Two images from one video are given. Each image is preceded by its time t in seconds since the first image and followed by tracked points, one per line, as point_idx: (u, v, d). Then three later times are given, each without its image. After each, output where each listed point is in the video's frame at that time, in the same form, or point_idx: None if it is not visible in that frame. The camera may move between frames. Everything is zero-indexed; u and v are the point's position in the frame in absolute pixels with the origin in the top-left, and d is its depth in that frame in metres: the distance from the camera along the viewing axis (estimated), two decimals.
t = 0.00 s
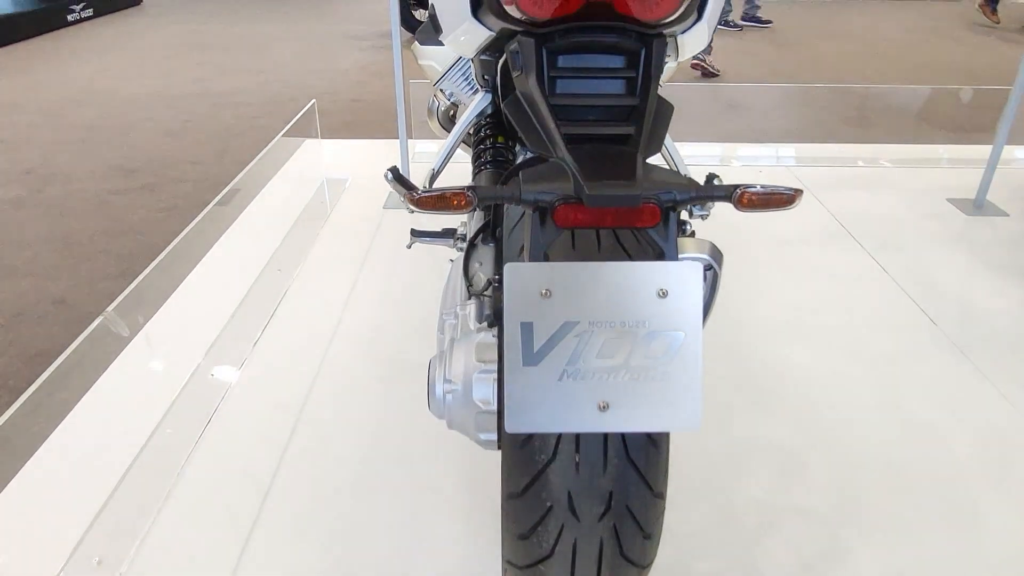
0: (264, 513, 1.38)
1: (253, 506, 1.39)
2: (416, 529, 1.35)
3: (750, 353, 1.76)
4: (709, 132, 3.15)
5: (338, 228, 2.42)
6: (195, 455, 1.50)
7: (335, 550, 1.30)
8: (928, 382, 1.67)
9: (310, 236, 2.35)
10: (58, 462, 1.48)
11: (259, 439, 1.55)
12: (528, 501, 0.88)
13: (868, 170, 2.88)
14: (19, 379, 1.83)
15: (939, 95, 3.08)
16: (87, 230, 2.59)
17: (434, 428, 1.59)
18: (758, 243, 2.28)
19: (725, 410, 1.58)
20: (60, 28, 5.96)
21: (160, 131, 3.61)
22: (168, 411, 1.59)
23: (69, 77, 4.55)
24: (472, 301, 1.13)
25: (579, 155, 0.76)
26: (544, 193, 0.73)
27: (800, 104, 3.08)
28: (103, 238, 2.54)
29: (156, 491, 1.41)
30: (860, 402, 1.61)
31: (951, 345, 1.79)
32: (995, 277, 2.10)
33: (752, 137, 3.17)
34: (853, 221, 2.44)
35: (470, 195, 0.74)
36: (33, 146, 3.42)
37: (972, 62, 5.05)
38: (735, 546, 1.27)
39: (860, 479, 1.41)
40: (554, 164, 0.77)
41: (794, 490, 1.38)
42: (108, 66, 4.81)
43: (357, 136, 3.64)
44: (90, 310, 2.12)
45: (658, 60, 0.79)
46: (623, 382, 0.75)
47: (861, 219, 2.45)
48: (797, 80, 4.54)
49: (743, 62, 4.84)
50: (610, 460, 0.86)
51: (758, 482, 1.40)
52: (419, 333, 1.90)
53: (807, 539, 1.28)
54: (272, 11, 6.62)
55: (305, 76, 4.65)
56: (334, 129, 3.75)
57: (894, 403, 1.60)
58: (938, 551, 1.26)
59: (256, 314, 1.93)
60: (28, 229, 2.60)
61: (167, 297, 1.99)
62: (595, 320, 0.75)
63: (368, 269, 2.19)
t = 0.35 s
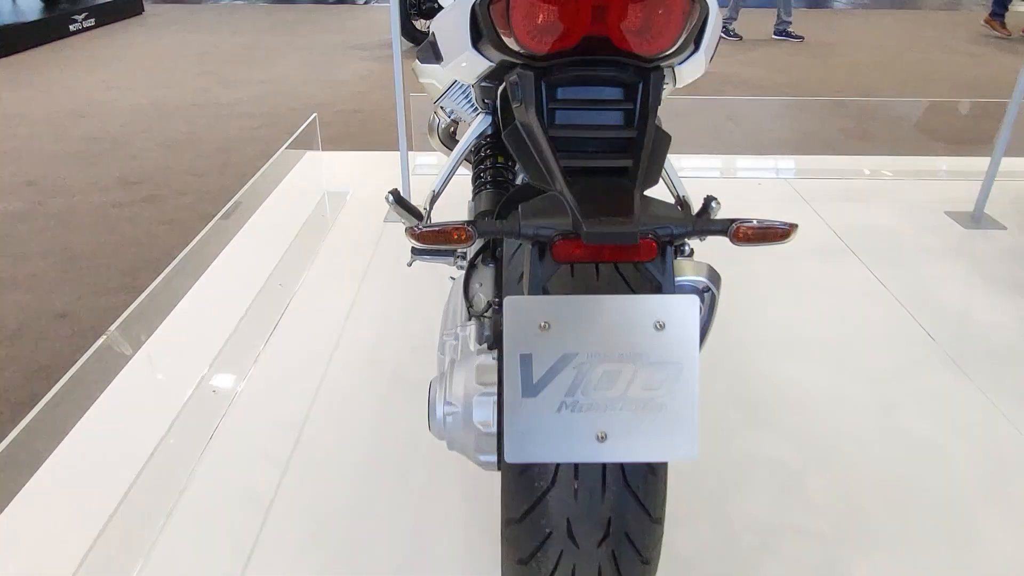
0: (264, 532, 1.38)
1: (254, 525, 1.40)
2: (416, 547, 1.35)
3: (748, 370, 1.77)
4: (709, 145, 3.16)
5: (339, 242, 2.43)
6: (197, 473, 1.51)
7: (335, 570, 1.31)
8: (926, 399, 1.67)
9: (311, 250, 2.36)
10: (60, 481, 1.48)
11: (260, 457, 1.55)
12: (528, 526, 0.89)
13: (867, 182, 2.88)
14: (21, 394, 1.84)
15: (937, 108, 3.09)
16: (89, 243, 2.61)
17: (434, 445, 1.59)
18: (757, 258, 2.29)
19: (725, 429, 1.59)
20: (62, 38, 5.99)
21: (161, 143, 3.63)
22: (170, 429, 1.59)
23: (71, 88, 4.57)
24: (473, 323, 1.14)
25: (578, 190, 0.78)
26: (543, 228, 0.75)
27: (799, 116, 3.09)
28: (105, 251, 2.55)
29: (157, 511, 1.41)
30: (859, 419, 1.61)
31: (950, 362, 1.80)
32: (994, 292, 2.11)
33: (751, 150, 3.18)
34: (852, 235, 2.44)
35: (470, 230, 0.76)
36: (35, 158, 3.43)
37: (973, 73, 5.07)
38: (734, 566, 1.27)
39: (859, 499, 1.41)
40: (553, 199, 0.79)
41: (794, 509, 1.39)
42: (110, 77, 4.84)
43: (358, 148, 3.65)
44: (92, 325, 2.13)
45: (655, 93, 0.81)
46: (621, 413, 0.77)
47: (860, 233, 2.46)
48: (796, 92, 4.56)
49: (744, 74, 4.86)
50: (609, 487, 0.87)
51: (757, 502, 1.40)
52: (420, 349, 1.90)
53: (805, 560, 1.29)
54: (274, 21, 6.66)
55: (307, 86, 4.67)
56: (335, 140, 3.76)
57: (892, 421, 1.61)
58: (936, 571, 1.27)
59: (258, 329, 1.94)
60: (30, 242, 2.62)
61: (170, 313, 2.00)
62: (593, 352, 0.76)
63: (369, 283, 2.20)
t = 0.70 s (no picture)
0: (267, 550, 1.39)
1: (256, 544, 1.40)
2: (417, 562, 1.36)
3: (749, 386, 1.78)
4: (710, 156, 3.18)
5: (341, 256, 2.44)
6: (199, 493, 1.51)
7: None
8: (924, 416, 1.69)
9: (313, 264, 2.37)
10: (63, 500, 1.49)
11: (263, 475, 1.56)
12: (529, 553, 0.91)
13: (866, 195, 2.90)
14: (26, 410, 1.86)
15: (936, 121, 3.11)
16: (92, 256, 2.62)
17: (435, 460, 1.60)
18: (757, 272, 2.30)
19: (725, 446, 1.60)
20: (65, 49, 6.03)
21: (164, 155, 3.64)
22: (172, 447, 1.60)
23: (74, 99, 4.60)
24: (475, 344, 1.15)
25: (577, 222, 0.78)
26: (545, 263, 0.77)
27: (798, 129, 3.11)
28: (109, 264, 2.57)
29: (160, 530, 1.42)
30: (858, 437, 1.62)
31: (947, 377, 1.81)
32: (992, 307, 2.12)
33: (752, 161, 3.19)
34: (851, 248, 2.46)
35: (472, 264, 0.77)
36: (39, 169, 3.45)
37: (972, 85, 5.10)
38: None
39: (856, 516, 1.42)
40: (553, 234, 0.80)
41: (794, 529, 1.39)
42: (113, 87, 4.87)
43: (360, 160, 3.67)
44: (95, 339, 2.14)
45: (654, 127, 0.82)
46: (622, 444, 0.81)
47: (859, 246, 2.47)
48: (795, 104, 4.58)
49: (744, 86, 4.90)
50: (609, 514, 0.89)
51: (756, 520, 1.41)
52: (422, 364, 1.91)
53: None
54: (277, 32, 6.71)
55: (309, 97, 4.70)
56: (337, 152, 3.78)
57: (890, 438, 1.62)
58: None
59: (261, 344, 1.96)
60: (35, 254, 2.63)
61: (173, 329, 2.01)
62: (594, 385, 0.81)
63: (371, 297, 2.21)
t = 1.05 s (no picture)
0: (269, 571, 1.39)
1: (258, 565, 1.40)
2: None
3: (749, 404, 1.79)
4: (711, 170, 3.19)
5: (343, 271, 2.45)
6: (201, 513, 1.51)
7: None
8: (923, 434, 1.69)
9: (315, 279, 2.39)
10: (66, 521, 1.49)
11: (265, 495, 1.56)
12: None
13: (865, 210, 2.91)
14: (28, 427, 1.86)
15: (934, 135, 3.13)
16: (96, 271, 2.63)
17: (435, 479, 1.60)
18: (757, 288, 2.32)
19: (725, 464, 1.60)
20: (69, 60, 6.06)
21: (167, 167, 3.66)
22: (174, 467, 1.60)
23: (78, 111, 4.62)
24: (477, 367, 1.17)
25: (578, 257, 0.80)
26: (545, 298, 0.78)
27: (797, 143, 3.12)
28: (111, 279, 2.58)
29: (162, 551, 1.42)
30: (857, 454, 1.63)
31: (946, 395, 1.82)
32: (991, 324, 2.13)
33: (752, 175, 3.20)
34: (851, 264, 2.47)
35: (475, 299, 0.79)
36: (41, 182, 3.47)
37: (971, 97, 5.12)
38: None
39: (856, 535, 1.42)
40: (555, 266, 0.82)
41: (795, 549, 1.40)
42: (115, 99, 4.89)
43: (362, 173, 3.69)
44: (98, 356, 2.15)
45: (652, 162, 0.84)
46: (622, 476, 0.85)
47: (858, 261, 2.49)
48: (795, 116, 4.61)
49: (743, 99, 4.92)
50: (610, 541, 0.94)
51: (756, 540, 1.42)
52: (423, 380, 1.92)
53: None
54: (279, 43, 6.74)
55: (310, 109, 4.72)
56: (339, 164, 3.80)
57: (890, 456, 1.62)
58: None
59: (263, 361, 1.96)
60: (38, 269, 2.64)
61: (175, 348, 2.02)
62: (594, 419, 0.85)
63: (373, 313, 2.22)
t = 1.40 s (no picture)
0: None
1: None
2: None
3: (749, 421, 1.79)
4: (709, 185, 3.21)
5: (343, 287, 2.46)
6: (203, 531, 1.52)
7: None
8: (922, 452, 1.70)
9: (316, 295, 2.39)
10: (67, 540, 1.49)
11: (266, 513, 1.56)
12: None
13: (863, 225, 2.93)
14: (30, 443, 1.87)
15: (931, 150, 3.15)
16: (98, 286, 2.64)
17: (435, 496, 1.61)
18: (755, 304, 2.33)
19: (725, 483, 1.60)
20: (71, 73, 6.10)
21: (169, 182, 3.68)
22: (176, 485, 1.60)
23: (80, 125, 4.64)
24: (477, 388, 1.18)
25: (577, 289, 0.82)
26: (544, 329, 0.80)
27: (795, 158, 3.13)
28: (113, 294, 2.59)
29: (164, 569, 1.42)
30: (855, 473, 1.63)
31: (944, 412, 1.83)
32: (989, 340, 2.13)
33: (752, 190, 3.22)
34: (849, 280, 2.48)
35: (475, 329, 0.80)
36: (44, 196, 3.49)
37: (968, 110, 5.14)
38: None
39: (856, 553, 1.43)
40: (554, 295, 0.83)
41: (795, 567, 1.40)
42: (118, 112, 4.92)
43: (363, 187, 3.71)
44: (99, 371, 2.16)
45: (651, 192, 0.85)
46: (621, 504, 0.87)
47: (856, 277, 2.50)
48: (794, 130, 4.63)
49: (742, 113, 4.95)
50: (609, 565, 0.96)
51: (757, 557, 1.42)
52: (423, 397, 1.93)
53: None
54: (280, 56, 6.78)
55: (311, 123, 4.75)
56: (340, 178, 3.82)
57: (889, 474, 1.63)
58: None
59: (263, 378, 1.97)
60: (40, 283, 2.66)
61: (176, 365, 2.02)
62: (593, 448, 0.86)
63: (374, 329, 2.23)
